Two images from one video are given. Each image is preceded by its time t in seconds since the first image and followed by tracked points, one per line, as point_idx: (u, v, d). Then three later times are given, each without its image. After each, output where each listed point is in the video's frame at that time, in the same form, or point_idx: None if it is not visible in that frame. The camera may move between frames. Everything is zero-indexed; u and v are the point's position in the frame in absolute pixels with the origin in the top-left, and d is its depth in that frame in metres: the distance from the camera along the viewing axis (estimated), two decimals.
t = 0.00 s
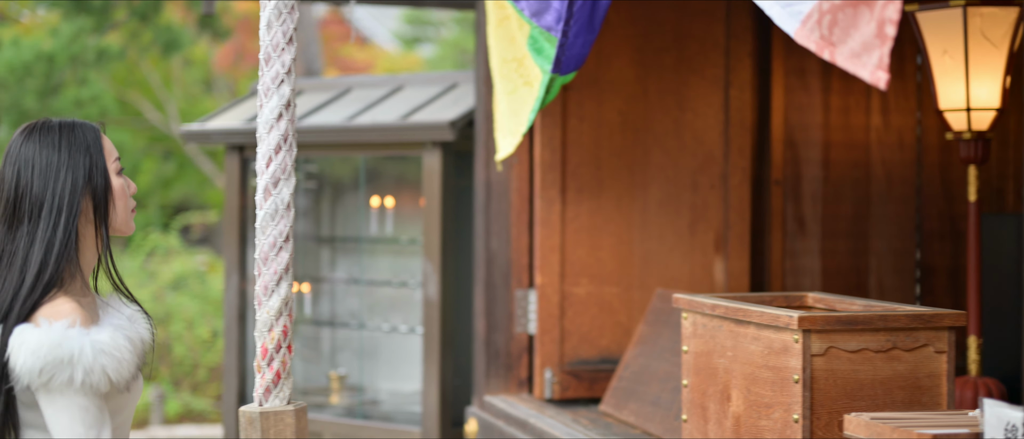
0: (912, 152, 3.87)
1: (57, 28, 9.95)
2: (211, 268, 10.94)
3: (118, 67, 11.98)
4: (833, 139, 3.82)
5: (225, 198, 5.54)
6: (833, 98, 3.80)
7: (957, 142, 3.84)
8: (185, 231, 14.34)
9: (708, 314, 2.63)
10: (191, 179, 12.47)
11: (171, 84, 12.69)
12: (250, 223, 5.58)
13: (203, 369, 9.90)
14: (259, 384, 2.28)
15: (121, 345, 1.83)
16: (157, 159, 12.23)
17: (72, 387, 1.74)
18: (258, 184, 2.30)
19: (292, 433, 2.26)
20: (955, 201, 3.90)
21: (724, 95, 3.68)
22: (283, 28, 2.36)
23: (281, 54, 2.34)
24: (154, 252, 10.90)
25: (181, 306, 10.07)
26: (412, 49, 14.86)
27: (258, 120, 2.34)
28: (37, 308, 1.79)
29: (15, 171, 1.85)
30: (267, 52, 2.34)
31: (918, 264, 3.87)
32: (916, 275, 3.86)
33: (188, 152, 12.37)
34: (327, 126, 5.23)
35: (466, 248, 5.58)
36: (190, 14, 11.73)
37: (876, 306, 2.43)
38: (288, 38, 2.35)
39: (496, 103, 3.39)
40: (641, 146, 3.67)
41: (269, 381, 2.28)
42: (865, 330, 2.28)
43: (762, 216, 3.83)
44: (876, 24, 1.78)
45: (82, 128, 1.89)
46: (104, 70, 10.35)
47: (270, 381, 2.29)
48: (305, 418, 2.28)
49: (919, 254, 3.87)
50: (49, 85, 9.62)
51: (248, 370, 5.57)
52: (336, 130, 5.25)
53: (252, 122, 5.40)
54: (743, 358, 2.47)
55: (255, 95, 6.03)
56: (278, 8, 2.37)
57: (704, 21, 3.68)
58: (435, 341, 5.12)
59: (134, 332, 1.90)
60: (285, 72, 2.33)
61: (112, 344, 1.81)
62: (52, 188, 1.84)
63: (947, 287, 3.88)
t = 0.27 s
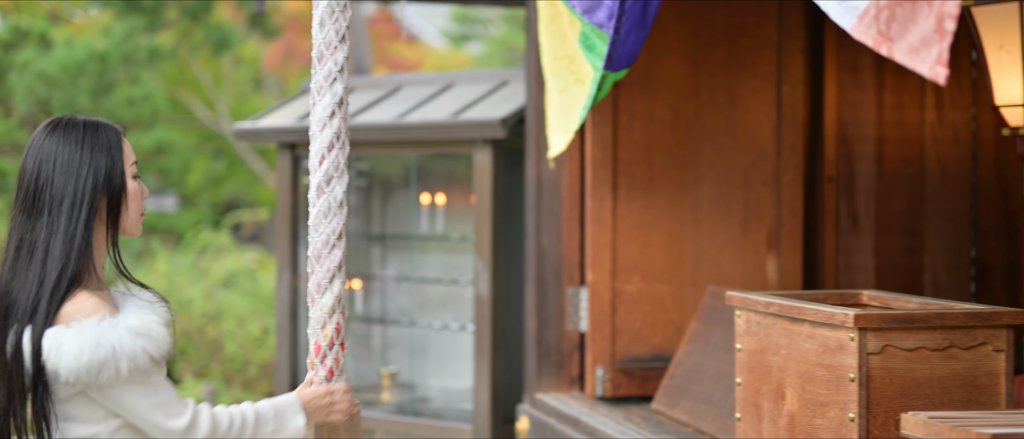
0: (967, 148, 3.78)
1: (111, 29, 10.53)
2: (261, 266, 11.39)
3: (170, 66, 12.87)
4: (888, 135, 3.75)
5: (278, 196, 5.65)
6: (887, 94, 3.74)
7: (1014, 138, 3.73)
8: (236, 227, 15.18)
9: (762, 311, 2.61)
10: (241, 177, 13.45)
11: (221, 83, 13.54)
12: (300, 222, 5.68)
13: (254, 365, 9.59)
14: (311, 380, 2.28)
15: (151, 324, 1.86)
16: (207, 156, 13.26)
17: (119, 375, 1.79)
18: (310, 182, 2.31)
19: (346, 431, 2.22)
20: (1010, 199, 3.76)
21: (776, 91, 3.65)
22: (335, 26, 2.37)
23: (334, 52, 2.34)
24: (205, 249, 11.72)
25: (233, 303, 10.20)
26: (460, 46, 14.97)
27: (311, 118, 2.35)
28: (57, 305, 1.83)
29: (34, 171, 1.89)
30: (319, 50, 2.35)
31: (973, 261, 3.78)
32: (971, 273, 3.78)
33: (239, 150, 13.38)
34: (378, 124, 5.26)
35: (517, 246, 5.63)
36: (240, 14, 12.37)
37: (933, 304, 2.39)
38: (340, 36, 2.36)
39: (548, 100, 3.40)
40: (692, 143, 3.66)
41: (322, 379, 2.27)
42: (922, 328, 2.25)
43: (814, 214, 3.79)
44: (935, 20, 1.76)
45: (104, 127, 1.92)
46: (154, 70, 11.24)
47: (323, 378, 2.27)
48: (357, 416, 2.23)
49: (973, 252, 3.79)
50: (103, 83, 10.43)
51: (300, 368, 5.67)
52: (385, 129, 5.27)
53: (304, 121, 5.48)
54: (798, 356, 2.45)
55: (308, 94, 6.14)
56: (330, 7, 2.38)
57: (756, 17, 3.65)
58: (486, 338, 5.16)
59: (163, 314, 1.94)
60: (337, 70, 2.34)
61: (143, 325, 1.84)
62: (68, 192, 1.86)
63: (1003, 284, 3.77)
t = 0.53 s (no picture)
0: (1018, 145, 3.73)
1: (158, 30, 11.42)
2: (305, 265, 11.54)
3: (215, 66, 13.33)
4: (936, 131, 3.69)
5: (324, 195, 5.73)
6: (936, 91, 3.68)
7: None
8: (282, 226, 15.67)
9: (810, 310, 2.60)
10: (286, 176, 13.87)
11: (266, 81, 13.92)
12: (345, 222, 5.76)
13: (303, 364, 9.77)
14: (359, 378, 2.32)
15: (212, 295, 1.92)
16: (251, 156, 13.64)
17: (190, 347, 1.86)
18: (358, 180, 2.37)
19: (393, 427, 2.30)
20: None
21: (823, 87, 3.61)
22: (382, 25, 2.43)
23: (381, 52, 2.40)
24: (251, 249, 11.94)
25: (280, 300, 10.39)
26: (503, 45, 14.99)
27: (358, 117, 2.41)
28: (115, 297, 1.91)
29: (69, 175, 1.94)
30: (367, 50, 2.41)
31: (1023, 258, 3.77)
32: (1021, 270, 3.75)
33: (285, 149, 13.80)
34: (425, 123, 5.31)
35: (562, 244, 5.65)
36: (284, 13, 12.83)
37: (984, 302, 2.37)
38: (386, 35, 2.42)
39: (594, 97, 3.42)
40: (739, 140, 3.65)
41: (369, 376, 2.30)
42: (972, 326, 2.23)
43: (862, 212, 3.75)
44: (988, 15, 1.76)
45: (132, 120, 1.96)
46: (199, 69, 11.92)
47: (370, 375, 2.31)
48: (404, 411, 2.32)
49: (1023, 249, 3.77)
50: (149, 83, 11.21)
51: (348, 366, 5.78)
52: (431, 128, 5.32)
53: (349, 119, 5.56)
54: (846, 354, 2.44)
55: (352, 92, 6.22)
56: (377, 7, 2.45)
57: (803, 13, 3.62)
58: (532, 336, 5.17)
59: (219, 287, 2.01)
60: (384, 69, 2.40)
61: (205, 297, 1.90)
62: (109, 186, 1.92)
63: None
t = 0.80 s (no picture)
0: None
1: (195, 31, 11.87)
2: (342, 264, 11.66)
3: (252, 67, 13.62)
4: (976, 129, 3.71)
5: (361, 194, 5.80)
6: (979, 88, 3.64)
7: None
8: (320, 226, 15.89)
9: (851, 308, 2.58)
10: (323, 175, 13.97)
11: (304, 82, 14.17)
12: (382, 222, 5.84)
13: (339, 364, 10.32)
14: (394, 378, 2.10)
15: (259, 299, 2.02)
16: (288, 156, 13.77)
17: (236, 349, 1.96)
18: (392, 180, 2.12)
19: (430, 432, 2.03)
20: None
21: (862, 85, 3.59)
22: (418, 23, 2.15)
23: (416, 50, 2.13)
24: (289, 248, 12.05)
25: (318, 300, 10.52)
26: (539, 43, 15.04)
27: (393, 116, 2.15)
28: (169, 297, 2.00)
29: (102, 192, 2.05)
30: (402, 47, 2.14)
31: None
32: None
33: (322, 149, 13.90)
34: (461, 122, 5.35)
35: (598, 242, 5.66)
36: (321, 13, 13.10)
37: None
38: (423, 33, 2.15)
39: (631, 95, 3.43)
40: (777, 138, 3.63)
41: (405, 375, 2.10)
42: (1016, 324, 2.21)
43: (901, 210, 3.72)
44: None
45: (155, 129, 2.06)
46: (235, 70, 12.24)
47: (406, 375, 2.10)
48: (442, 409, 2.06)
49: None
50: (187, 83, 11.70)
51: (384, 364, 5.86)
52: (469, 126, 5.36)
53: (386, 119, 5.62)
54: (887, 353, 2.42)
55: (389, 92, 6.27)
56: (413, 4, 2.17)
57: (843, 10, 3.60)
58: (568, 335, 5.18)
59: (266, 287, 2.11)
60: (420, 67, 2.13)
61: (252, 300, 2.00)
62: (143, 192, 2.02)
63: None
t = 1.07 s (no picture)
0: None
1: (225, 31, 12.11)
2: (371, 264, 11.72)
3: (282, 67, 13.83)
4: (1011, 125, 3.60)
5: (392, 193, 5.83)
6: (1011, 84, 3.56)
7: None
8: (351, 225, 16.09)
9: (883, 307, 2.56)
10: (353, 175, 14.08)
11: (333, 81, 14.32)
12: (412, 220, 5.89)
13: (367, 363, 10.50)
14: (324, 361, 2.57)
15: (289, 310, 2.25)
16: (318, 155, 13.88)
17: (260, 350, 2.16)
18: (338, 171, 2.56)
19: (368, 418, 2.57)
20: None
21: (894, 82, 3.56)
22: (380, 19, 2.64)
23: (376, 46, 2.62)
24: (319, 247, 12.18)
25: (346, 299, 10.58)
26: (568, 42, 14.99)
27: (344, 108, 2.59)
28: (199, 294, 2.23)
29: (129, 198, 2.27)
30: (362, 42, 2.62)
31: None
32: None
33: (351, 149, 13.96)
34: (490, 121, 5.39)
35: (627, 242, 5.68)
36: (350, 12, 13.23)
37: None
38: (383, 30, 2.64)
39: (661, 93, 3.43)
40: (807, 135, 3.61)
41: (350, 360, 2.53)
42: None
43: (933, 207, 3.68)
44: None
45: (179, 138, 2.29)
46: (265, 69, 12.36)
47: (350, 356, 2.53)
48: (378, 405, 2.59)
49: None
50: (216, 83, 11.95)
51: (413, 362, 5.90)
52: (498, 125, 5.40)
53: (416, 118, 5.66)
54: (919, 352, 2.41)
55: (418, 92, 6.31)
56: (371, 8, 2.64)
57: (874, 7, 3.57)
58: (599, 334, 5.19)
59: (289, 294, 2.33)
60: (377, 63, 2.62)
61: (282, 310, 2.23)
62: (168, 197, 2.25)
63: None
